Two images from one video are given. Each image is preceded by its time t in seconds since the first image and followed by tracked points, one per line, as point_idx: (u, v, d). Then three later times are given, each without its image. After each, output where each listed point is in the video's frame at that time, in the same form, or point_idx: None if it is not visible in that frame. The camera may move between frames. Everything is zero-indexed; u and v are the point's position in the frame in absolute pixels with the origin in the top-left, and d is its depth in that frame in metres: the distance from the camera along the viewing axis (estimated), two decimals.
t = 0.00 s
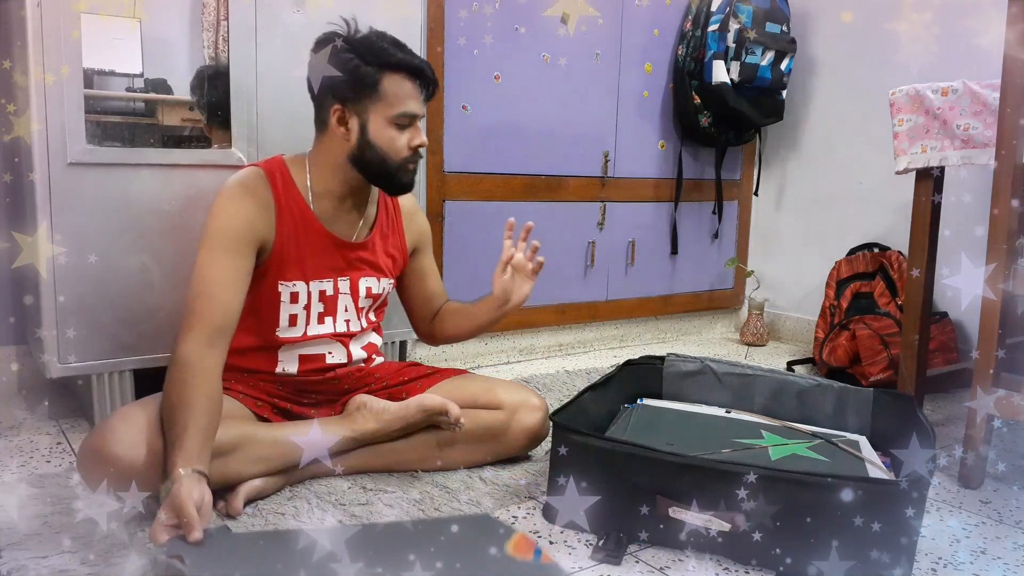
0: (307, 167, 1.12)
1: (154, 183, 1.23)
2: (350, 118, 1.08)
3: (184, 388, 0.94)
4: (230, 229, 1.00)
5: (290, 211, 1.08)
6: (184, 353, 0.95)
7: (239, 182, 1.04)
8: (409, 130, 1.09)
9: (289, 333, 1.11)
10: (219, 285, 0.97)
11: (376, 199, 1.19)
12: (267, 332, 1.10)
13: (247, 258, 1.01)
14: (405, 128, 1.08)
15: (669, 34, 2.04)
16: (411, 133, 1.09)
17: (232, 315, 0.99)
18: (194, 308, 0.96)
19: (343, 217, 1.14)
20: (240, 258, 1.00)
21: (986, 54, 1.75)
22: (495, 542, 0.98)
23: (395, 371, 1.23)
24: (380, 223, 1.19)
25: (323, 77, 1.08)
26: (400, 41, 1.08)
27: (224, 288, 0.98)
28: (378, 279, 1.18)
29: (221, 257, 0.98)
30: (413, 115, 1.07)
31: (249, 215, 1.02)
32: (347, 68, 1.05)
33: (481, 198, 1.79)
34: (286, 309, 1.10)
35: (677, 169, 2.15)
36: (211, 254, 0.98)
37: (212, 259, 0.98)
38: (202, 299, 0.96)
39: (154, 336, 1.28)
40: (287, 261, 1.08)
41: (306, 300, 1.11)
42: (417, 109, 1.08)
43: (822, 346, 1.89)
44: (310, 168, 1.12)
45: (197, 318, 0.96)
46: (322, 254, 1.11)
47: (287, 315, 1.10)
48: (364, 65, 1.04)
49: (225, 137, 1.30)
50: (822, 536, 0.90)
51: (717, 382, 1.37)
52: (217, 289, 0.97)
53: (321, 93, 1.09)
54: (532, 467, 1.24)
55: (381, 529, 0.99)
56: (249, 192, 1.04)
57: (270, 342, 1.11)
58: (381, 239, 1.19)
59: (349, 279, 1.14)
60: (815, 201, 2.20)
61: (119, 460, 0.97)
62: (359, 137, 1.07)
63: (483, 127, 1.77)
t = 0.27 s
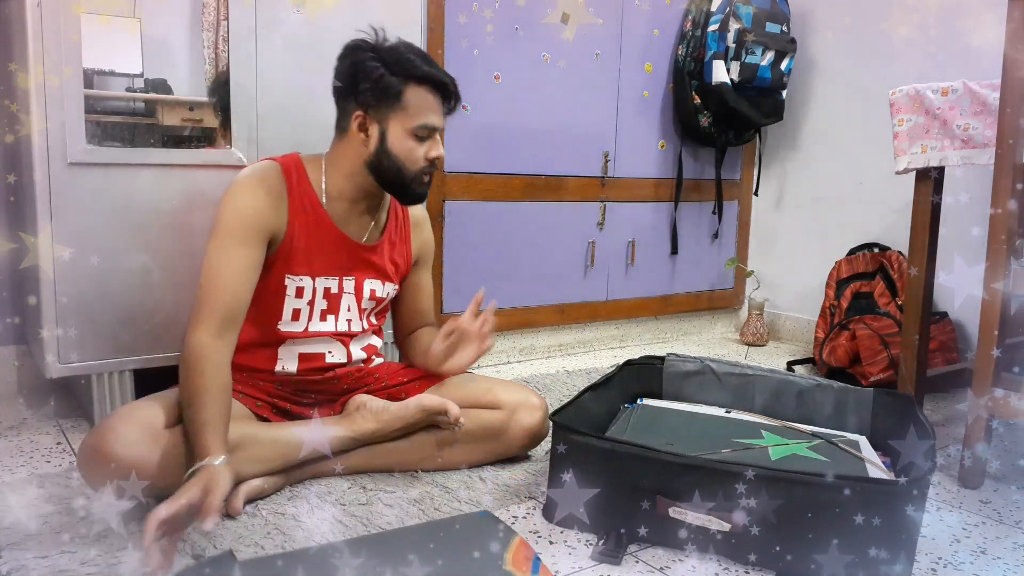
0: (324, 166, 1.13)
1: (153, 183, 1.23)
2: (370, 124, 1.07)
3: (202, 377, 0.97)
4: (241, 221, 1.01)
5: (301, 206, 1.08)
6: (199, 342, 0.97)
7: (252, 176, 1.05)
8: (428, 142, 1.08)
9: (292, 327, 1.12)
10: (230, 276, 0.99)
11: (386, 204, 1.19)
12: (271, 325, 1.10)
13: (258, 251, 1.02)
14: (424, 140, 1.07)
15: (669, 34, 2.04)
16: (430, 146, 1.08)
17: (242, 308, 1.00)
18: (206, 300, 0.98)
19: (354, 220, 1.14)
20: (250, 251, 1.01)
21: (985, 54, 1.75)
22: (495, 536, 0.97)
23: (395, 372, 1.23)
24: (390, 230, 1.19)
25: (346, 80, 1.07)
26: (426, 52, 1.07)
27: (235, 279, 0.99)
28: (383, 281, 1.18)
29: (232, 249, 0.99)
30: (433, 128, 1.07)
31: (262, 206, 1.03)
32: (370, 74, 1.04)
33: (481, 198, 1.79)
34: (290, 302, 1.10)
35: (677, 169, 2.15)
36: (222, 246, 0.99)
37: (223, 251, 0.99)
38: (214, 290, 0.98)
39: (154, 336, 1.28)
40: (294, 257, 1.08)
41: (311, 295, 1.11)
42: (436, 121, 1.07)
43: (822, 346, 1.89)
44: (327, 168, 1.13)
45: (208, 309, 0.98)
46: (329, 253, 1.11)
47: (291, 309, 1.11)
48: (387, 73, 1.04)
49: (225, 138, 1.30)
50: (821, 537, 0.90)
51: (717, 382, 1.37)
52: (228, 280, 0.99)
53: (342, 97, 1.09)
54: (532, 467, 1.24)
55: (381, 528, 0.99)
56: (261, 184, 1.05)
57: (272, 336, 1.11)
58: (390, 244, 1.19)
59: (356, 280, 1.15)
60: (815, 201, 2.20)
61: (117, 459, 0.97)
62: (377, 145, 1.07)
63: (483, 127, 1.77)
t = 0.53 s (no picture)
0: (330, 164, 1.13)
1: (154, 183, 1.23)
2: (368, 118, 1.07)
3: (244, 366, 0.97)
4: (253, 222, 1.00)
5: (311, 205, 1.08)
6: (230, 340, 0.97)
7: (263, 176, 1.05)
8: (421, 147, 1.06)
9: (297, 326, 1.12)
10: (247, 275, 0.99)
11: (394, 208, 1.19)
12: (276, 324, 1.11)
13: (274, 250, 1.02)
14: (415, 145, 1.05)
15: (669, 34, 2.04)
16: (421, 150, 1.06)
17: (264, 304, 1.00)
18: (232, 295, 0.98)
19: (359, 221, 1.14)
20: (263, 249, 1.01)
21: (985, 54, 1.75)
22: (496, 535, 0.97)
23: (397, 372, 1.23)
24: (394, 231, 1.19)
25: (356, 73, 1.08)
26: (439, 60, 1.06)
27: (251, 276, 0.99)
28: (389, 283, 1.18)
29: (250, 255, 1.00)
30: (428, 134, 1.05)
31: (275, 206, 1.03)
32: (374, 69, 1.05)
33: (481, 198, 1.79)
34: (297, 302, 1.11)
35: (677, 169, 2.15)
36: (237, 249, 1.00)
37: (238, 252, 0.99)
38: (234, 290, 0.98)
39: (154, 337, 1.28)
40: (302, 256, 1.09)
41: (317, 295, 1.12)
42: (430, 129, 1.05)
43: (822, 346, 1.89)
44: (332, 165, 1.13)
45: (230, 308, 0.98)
46: (335, 254, 1.11)
47: (297, 309, 1.11)
48: (391, 71, 1.04)
49: (225, 138, 1.30)
50: (821, 537, 0.90)
51: (717, 382, 1.38)
52: (246, 279, 0.99)
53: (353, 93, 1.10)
54: (532, 467, 1.24)
55: (381, 529, 0.99)
56: (271, 187, 1.04)
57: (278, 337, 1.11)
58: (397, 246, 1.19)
59: (362, 280, 1.15)
60: (815, 201, 2.20)
61: (118, 456, 0.94)
62: (371, 141, 1.07)
63: (483, 127, 1.77)
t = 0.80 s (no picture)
0: (334, 164, 1.13)
1: (154, 183, 1.23)
2: (372, 119, 1.07)
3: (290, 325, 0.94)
4: (267, 215, 1.01)
5: (313, 200, 1.08)
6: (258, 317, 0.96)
7: (269, 173, 1.04)
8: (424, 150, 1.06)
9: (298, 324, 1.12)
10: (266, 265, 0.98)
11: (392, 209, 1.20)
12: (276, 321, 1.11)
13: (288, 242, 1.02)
14: (418, 148, 1.05)
15: (669, 34, 2.04)
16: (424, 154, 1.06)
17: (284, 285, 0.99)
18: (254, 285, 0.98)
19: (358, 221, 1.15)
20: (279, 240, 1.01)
21: (985, 54, 1.75)
22: (495, 535, 0.97)
23: (396, 372, 1.23)
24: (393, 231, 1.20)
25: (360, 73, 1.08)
26: (444, 65, 1.06)
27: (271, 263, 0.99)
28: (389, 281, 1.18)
29: (262, 246, 0.99)
30: (432, 138, 1.05)
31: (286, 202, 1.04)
32: (378, 70, 1.05)
33: (481, 198, 1.79)
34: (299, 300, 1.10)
35: (677, 169, 2.15)
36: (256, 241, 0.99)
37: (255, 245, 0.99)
38: (259, 280, 0.98)
39: (154, 337, 1.28)
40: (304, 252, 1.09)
41: (319, 292, 1.11)
42: (433, 133, 1.04)
43: (821, 346, 1.89)
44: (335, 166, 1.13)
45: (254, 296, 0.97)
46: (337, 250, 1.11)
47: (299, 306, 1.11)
48: (396, 74, 1.04)
49: (225, 138, 1.30)
50: (821, 537, 0.90)
51: (717, 381, 1.38)
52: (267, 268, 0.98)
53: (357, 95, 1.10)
54: (532, 467, 1.24)
55: (381, 529, 0.99)
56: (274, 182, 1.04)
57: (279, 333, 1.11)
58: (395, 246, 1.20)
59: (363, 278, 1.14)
60: (815, 201, 2.20)
61: (118, 457, 0.94)
62: (374, 143, 1.07)
63: (483, 126, 1.77)
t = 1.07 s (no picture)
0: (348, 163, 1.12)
1: (154, 183, 1.23)
2: (389, 124, 1.06)
3: (384, 326, 0.85)
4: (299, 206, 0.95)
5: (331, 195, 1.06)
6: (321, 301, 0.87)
7: (287, 169, 1.01)
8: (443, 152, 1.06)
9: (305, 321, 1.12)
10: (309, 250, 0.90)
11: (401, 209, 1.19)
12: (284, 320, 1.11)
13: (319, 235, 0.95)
14: (437, 149, 1.05)
15: (669, 34, 2.04)
16: (444, 155, 1.06)
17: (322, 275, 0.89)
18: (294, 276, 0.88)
19: (371, 221, 1.14)
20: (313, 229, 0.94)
21: (985, 54, 1.75)
22: (496, 535, 0.97)
23: (398, 372, 1.23)
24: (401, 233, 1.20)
25: (373, 77, 1.06)
26: (456, 68, 1.05)
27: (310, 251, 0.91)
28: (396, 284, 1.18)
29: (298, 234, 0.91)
30: (451, 139, 1.05)
31: (312, 196, 1.00)
32: (393, 74, 1.03)
33: (481, 198, 1.79)
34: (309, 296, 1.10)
35: (677, 169, 2.15)
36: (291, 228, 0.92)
37: (284, 234, 0.92)
38: (304, 266, 0.88)
39: (154, 337, 1.28)
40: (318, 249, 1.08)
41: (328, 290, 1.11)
42: (453, 135, 1.04)
43: (822, 346, 1.89)
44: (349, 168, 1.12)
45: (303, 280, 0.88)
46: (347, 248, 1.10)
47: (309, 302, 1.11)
48: (411, 77, 1.03)
49: (225, 138, 1.30)
50: (822, 537, 0.89)
51: (717, 381, 1.38)
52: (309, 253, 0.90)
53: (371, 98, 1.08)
54: (532, 467, 1.23)
55: (382, 529, 0.99)
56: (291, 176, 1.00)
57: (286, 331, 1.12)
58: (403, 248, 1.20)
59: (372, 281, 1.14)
60: (815, 201, 2.20)
61: (118, 456, 0.94)
62: (394, 147, 1.06)
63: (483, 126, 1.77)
